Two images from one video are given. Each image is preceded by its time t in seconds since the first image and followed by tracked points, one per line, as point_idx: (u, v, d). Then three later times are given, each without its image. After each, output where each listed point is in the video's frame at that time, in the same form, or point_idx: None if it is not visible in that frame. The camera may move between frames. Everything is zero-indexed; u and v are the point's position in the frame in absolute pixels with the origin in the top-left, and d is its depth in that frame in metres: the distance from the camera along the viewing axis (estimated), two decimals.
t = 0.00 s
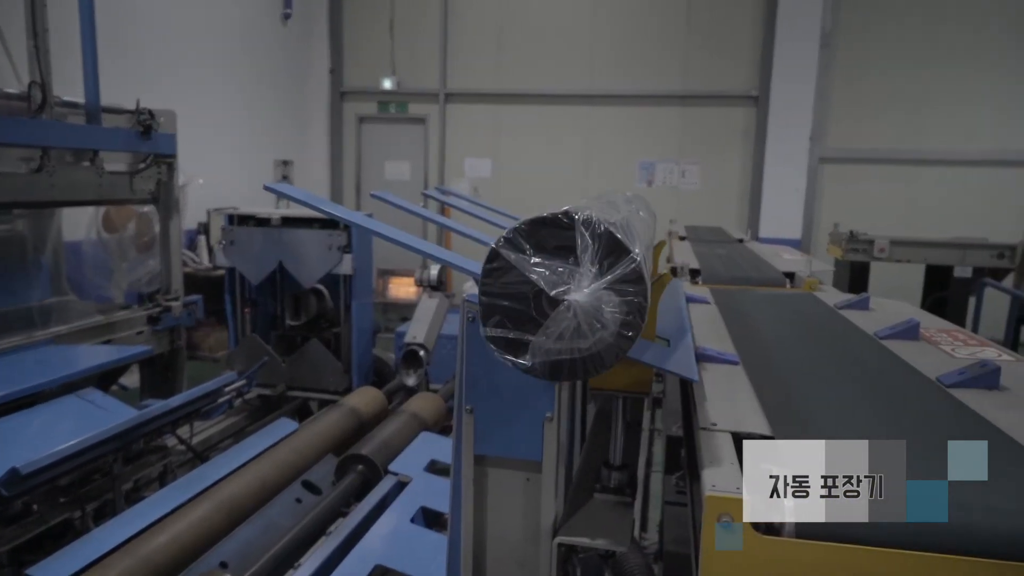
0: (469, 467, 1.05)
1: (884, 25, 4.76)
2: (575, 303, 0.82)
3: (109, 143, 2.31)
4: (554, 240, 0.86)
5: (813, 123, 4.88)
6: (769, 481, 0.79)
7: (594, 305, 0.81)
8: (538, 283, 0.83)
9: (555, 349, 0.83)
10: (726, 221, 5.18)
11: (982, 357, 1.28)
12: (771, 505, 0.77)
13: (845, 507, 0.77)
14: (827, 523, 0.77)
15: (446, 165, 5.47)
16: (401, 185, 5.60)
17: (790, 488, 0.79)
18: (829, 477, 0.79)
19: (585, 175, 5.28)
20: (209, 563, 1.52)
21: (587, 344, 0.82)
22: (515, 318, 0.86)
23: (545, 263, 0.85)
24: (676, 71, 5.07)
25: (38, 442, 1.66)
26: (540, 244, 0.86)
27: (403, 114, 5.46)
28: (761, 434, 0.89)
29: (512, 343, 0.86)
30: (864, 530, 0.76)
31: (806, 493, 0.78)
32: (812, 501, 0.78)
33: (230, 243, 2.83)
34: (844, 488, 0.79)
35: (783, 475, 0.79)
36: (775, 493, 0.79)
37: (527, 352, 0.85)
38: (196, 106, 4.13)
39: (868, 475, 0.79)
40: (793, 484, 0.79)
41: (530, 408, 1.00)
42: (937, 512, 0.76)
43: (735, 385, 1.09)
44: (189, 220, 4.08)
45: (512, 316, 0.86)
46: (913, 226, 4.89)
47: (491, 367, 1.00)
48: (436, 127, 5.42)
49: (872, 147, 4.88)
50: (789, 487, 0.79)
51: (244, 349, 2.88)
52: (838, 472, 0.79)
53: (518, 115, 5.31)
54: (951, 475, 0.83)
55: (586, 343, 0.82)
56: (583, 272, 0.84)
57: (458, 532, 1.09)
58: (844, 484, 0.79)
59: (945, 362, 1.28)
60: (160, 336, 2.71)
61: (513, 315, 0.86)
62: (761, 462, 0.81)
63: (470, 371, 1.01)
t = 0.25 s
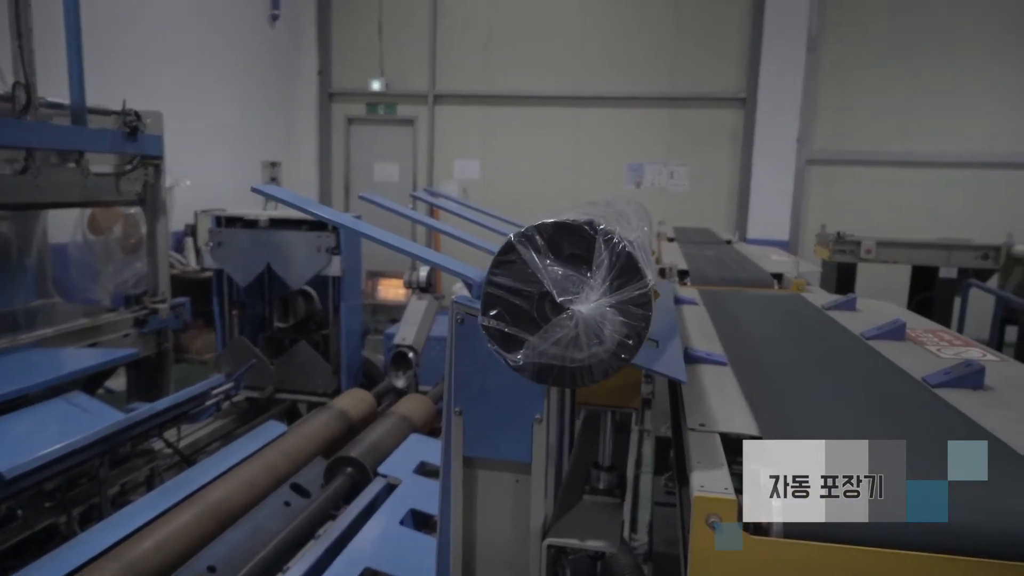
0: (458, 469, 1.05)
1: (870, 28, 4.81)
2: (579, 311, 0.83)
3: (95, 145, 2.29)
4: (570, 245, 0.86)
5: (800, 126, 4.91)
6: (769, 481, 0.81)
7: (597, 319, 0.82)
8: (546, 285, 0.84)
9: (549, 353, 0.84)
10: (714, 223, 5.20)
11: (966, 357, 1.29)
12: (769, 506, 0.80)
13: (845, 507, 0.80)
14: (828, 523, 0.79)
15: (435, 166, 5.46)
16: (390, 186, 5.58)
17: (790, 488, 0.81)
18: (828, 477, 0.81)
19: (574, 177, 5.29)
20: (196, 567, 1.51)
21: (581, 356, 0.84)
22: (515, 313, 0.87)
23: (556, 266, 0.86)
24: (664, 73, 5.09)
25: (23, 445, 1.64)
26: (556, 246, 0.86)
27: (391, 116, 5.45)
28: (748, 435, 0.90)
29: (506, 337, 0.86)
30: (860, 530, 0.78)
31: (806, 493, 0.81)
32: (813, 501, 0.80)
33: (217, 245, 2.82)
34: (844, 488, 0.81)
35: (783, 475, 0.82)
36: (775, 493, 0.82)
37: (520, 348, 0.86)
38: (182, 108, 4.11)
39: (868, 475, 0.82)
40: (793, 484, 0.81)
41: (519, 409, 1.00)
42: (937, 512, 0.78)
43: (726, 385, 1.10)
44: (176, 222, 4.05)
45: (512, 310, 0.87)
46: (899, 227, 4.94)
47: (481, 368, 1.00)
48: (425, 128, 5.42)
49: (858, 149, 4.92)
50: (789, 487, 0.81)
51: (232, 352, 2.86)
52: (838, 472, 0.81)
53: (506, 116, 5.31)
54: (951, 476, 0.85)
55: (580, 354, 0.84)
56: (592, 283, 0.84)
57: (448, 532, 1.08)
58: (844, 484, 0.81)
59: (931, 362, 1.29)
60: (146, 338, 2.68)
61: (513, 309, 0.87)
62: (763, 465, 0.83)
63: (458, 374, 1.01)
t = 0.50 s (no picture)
0: (449, 471, 1.05)
1: (858, 30, 4.84)
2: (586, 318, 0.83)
3: (82, 145, 2.27)
4: (589, 255, 0.87)
5: (789, 127, 4.93)
6: (769, 481, 0.83)
7: (599, 330, 0.82)
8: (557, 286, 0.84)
9: (547, 355, 0.83)
10: (704, 223, 5.22)
11: (954, 357, 1.31)
12: (769, 505, 0.82)
13: (846, 507, 0.81)
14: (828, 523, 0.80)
15: (426, 167, 5.46)
16: (381, 188, 5.57)
17: (790, 487, 0.83)
18: (828, 477, 0.83)
19: (564, 178, 5.30)
20: (186, 570, 1.51)
21: (579, 364, 0.83)
22: (519, 311, 0.87)
23: (570, 272, 0.86)
24: (655, 74, 5.10)
25: (10, 448, 1.62)
26: (575, 253, 0.87)
27: (382, 117, 5.44)
28: (735, 433, 0.92)
29: (505, 332, 0.86)
30: (859, 528, 0.79)
31: (805, 493, 0.82)
32: (812, 500, 0.82)
33: (205, 246, 2.80)
34: (845, 488, 0.83)
35: (783, 475, 0.84)
36: (774, 492, 0.83)
37: (519, 346, 0.85)
38: (171, 108, 4.08)
39: (867, 476, 0.83)
40: (793, 484, 0.83)
41: (508, 411, 1.00)
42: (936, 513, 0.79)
43: (715, 385, 1.11)
44: (165, 223, 4.02)
45: (517, 308, 0.87)
46: (887, 228, 4.97)
47: (470, 370, 1.00)
48: (416, 129, 5.41)
49: (846, 150, 4.96)
50: (789, 487, 0.83)
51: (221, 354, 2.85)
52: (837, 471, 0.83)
53: (497, 117, 5.31)
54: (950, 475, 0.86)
55: (578, 363, 0.83)
56: (603, 296, 0.85)
57: (438, 534, 1.08)
58: (843, 484, 0.83)
59: (918, 361, 1.30)
60: (135, 341, 2.64)
61: (518, 307, 0.87)
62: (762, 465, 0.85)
63: (448, 376, 1.01)
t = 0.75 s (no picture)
0: (441, 472, 1.04)
1: (847, 31, 4.87)
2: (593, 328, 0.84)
3: (70, 146, 2.26)
4: (610, 266, 0.86)
5: (779, 128, 4.96)
6: (770, 481, 0.85)
7: (603, 344, 0.84)
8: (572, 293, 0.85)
9: (547, 358, 0.85)
10: (696, 224, 5.24)
11: (942, 356, 1.32)
12: (768, 504, 0.83)
13: (845, 507, 0.81)
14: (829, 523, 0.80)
15: (417, 167, 5.45)
16: (373, 188, 5.55)
17: (790, 488, 0.84)
18: (828, 477, 0.83)
19: (555, 179, 5.30)
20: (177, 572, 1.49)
21: (576, 372, 0.84)
22: (528, 307, 0.88)
23: (588, 279, 0.86)
24: (646, 75, 5.12)
25: None
26: (596, 262, 0.86)
27: (373, 117, 5.42)
28: (730, 433, 0.94)
29: (512, 325, 0.87)
30: (858, 526, 0.79)
31: (806, 493, 0.83)
32: (812, 500, 0.82)
33: (196, 247, 2.79)
34: (844, 488, 0.83)
35: (783, 475, 0.85)
36: (775, 492, 0.84)
37: (521, 341, 0.86)
38: (160, 107, 4.06)
39: (867, 476, 0.84)
40: (793, 484, 0.84)
41: (500, 412, 1.00)
42: (936, 513, 0.79)
43: (706, 386, 1.12)
44: (154, 224, 4.00)
45: (527, 304, 0.88)
46: (877, 228, 5.00)
47: (461, 370, 1.00)
48: (407, 130, 5.40)
49: (836, 151, 4.98)
50: (789, 487, 0.84)
51: (212, 355, 2.84)
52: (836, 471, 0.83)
53: (488, 118, 5.31)
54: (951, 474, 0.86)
55: (576, 369, 0.84)
56: (616, 309, 0.85)
57: (430, 535, 1.08)
58: (843, 484, 0.83)
59: (908, 360, 1.32)
60: (124, 343, 2.63)
61: (528, 303, 0.88)
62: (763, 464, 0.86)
63: (440, 377, 1.01)
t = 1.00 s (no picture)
0: (433, 472, 1.04)
1: (838, 32, 4.89)
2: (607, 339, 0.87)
3: (60, 145, 2.25)
4: (640, 289, 0.90)
5: (771, 128, 4.97)
6: (770, 481, 0.84)
7: (612, 356, 0.86)
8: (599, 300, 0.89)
9: (554, 354, 0.87)
10: (688, 223, 5.25)
11: (933, 355, 1.33)
12: (768, 504, 0.83)
13: (845, 507, 0.81)
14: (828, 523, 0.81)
15: (410, 167, 5.44)
16: (365, 188, 5.54)
17: (790, 487, 0.84)
18: (828, 477, 0.83)
19: (548, 179, 5.31)
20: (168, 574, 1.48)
21: (577, 377, 0.87)
22: (551, 301, 0.91)
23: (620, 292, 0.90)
24: (638, 76, 5.12)
25: None
26: (626, 280, 0.90)
27: (365, 117, 5.41)
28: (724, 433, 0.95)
29: (531, 315, 0.90)
30: (857, 528, 0.80)
31: (805, 493, 0.83)
32: (812, 501, 0.82)
33: (188, 247, 2.78)
34: (844, 488, 0.83)
35: (783, 475, 0.84)
36: (775, 492, 0.84)
37: (534, 335, 0.89)
38: (151, 107, 4.04)
39: (868, 475, 0.84)
40: (793, 484, 0.84)
41: (493, 412, 1.00)
42: (936, 513, 0.79)
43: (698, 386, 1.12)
44: (145, 224, 3.98)
45: (550, 298, 0.91)
46: (868, 228, 5.03)
47: (454, 370, 1.00)
48: (399, 130, 5.39)
49: (827, 150, 5.00)
50: (789, 486, 0.84)
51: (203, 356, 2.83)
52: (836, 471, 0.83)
53: (481, 118, 5.31)
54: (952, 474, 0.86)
55: (578, 375, 0.87)
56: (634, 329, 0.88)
57: (423, 535, 1.08)
58: (844, 484, 0.83)
59: (899, 359, 1.32)
60: (115, 343, 2.62)
61: (551, 299, 0.91)
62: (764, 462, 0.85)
63: (433, 376, 1.00)
